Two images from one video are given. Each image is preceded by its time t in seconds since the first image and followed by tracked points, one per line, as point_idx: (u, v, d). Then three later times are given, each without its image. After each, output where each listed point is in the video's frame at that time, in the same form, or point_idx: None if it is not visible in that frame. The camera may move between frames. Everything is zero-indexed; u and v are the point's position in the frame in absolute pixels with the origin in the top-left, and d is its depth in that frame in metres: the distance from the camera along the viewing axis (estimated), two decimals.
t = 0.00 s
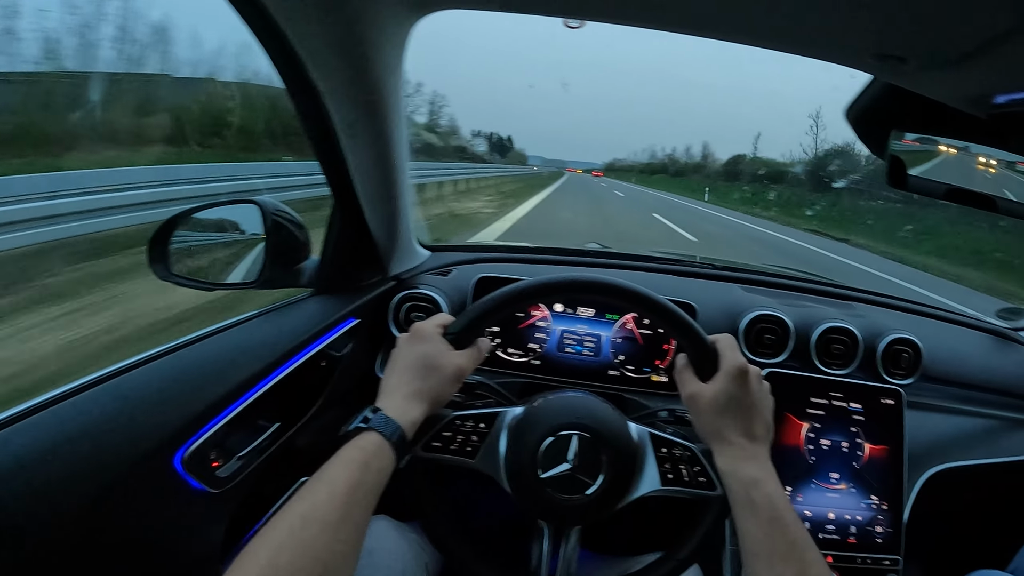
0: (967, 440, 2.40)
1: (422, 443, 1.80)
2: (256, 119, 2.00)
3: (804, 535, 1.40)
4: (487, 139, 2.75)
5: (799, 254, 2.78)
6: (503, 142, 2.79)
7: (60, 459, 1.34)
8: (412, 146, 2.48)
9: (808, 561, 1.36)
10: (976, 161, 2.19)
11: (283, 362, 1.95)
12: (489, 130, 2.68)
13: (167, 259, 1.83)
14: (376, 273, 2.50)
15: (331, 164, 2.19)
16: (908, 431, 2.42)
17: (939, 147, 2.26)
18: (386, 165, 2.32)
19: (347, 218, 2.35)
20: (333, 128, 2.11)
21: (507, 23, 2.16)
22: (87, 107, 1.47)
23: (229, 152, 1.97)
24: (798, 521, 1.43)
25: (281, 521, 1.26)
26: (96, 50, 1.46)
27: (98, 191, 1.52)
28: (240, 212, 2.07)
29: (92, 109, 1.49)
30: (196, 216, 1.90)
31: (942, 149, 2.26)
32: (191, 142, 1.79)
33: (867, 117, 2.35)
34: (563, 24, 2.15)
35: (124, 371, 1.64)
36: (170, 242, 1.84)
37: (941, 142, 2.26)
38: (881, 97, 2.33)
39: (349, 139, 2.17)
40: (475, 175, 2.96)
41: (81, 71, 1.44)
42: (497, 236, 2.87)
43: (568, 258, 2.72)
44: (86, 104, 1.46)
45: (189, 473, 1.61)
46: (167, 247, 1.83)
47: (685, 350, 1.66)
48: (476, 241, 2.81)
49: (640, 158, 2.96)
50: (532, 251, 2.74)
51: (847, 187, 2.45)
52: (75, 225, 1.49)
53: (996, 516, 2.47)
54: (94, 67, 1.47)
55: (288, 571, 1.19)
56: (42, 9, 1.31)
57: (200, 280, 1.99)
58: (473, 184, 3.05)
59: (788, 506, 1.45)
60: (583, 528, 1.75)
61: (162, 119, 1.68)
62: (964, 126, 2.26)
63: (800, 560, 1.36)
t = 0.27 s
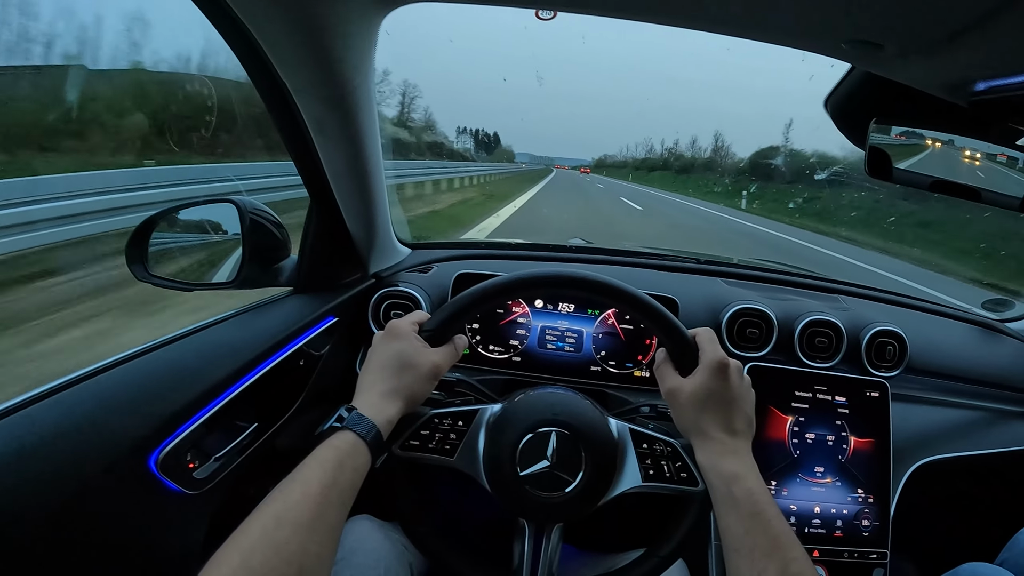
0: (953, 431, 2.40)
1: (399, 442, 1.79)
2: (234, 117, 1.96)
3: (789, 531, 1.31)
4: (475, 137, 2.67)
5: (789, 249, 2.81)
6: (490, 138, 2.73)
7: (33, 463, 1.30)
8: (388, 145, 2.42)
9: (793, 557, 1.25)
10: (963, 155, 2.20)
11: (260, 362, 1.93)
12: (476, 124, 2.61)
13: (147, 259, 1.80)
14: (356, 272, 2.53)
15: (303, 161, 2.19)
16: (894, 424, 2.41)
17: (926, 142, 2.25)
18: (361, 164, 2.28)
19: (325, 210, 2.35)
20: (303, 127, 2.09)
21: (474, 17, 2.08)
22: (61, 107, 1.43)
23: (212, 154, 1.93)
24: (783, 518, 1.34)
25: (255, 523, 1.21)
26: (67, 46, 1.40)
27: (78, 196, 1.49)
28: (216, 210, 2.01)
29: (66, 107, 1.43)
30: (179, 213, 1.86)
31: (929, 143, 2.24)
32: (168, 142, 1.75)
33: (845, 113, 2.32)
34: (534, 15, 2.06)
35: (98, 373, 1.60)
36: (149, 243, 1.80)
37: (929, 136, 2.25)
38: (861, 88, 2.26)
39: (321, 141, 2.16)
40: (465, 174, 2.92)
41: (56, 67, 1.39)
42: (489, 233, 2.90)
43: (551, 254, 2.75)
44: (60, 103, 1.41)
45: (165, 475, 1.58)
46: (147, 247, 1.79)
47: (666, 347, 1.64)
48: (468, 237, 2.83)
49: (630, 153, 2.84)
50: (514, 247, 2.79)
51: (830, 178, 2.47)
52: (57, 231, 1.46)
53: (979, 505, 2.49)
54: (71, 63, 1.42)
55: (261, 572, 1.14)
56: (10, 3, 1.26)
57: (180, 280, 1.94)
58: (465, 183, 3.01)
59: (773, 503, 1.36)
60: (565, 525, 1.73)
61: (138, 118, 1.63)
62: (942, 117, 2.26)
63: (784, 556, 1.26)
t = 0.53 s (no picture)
0: (943, 425, 2.40)
1: (386, 441, 1.79)
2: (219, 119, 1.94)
3: (777, 530, 1.28)
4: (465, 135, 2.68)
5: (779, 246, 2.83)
6: (479, 135, 2.73)
7: (19, 464, 1.29)
8: (375, 144, 2.41)
9: (782, 557, 1.24)
10: (953, 148, 2.23)
11: (248, 362, 1.92)
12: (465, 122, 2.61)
13: (134, 261, 1.77)
14: (344, 271, 2.53)
15: (288, 159, 2.17)
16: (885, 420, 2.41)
17: (917, 137, 2.32)
18: (347, 164, 2.27)
19: (310, 211, 2.35)
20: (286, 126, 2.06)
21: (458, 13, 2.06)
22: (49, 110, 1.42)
23: (199, 154, 1.91)
24: (772, 516, 1.30)
25: (239, 523, 1.18)
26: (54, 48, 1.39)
27: (63, 202, 1.48)
28: (205, 211, 1.99)
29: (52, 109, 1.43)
30: (168, 213, 1.85)
31: (921, 138, 2.31)
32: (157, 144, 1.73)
33: (831, 107, 2.33)
34: (517, 12, 2.05)
35: (83, 377, 1.58)
36: (137, 245, 1.77)
37: (920, 132, 2.31)
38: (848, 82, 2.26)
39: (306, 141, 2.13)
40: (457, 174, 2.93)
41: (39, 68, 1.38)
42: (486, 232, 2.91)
43: (541, 253, 2.77)
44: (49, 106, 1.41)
45: (152, 477, 1.56)
46: (134, 249, 1.76)
47: (653, 344, 1.60)
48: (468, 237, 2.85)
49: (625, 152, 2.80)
50: (502, 245, 2.80)
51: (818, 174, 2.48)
52: (46, 239, 1.45)
53: (970, 498, 2.50)
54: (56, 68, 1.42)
55: (247, 572, 1.11)
56: None
57: (167, 283, 1.92)
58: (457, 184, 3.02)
59: (762, 502, 1.33)
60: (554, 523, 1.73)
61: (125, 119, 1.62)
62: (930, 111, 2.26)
63: (772, 556, 1.23)
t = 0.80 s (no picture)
0: (937, 422, 2.41)
1: (380, 441, 1.78)
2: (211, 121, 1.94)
3: (770, 528, 1.26)
4: (458, 135, 2.70)
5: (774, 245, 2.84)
6: (473, 135, 2.74)
7: (12, 466, 1.28)
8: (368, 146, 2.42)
9: (774, 555, 1.22)
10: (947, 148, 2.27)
11: (241, 364, 1.92)
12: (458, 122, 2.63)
13: (128, 263, 1.77)
14: (337, 273, 2.53)
15: (280, 162, 2.16)
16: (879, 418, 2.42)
17: (913, 137, 2.32)
18: (338, 166, 2.28)
19: (305, 212, 2.34)
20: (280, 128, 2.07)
21: (447, 15, 2.08)
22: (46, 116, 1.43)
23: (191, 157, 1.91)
24: (764, 515, 1.29)
25: (231, 525, 1.17)
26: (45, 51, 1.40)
27: (55, 206, 1.47)
28: (198, 214, 2.00)
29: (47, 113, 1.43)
30: (162, 217, 1.85)
31: (915, 138, 2.32)
32: (150, 147, 1.74)
33: (820, 105, 2.35)
34: (506, 14, 2.07)
35: (76, 380, 1.57)
36: (131, 247, 1.77)
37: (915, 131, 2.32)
38: (836, 83, 2.26)
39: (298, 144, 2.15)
40: (452, 174, 2.93)
41: (32, 72, 1.38)
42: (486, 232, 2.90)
43: (534, 253, 2.78)
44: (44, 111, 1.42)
45: (146, 480, 1.56)
46: (128, 251, 1.76)
47: (645, 343, 1.59)
48: (468, 237, 2.85)
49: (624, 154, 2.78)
50: (496, 246, 2.82)
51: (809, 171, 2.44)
52: (35, 244, 1.43)
53: (964, 495, 2.52)
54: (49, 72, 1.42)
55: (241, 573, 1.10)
56: None
57: (162, 285, 1.92)
58: (452, 184, 3.02)
59: (754, 502, 1.32)
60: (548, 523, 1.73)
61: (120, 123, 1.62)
62: (919, 110, 2.28)
63: (765, 555, 1.21)
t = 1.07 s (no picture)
0: (937, 418, 2.40)
1: (376, 439, 1.77)
2: (204, 117, 1.91)
3: (769, 525, 1.25)
4: (454, 132, 2.68)
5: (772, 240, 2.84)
6: (469, 132, 2.73)
7: (2, 466, 1.26)
8: (364, 143, 2.42)
9: (774, 554, 1.20)
10: (944, 146, 2.29)
11: (236, 362, 1.90)
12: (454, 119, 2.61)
13: (122, 261, 1.75)
14: (332, 270, 2.50)
15: (272, 157, 2.13)
16: (879, 414, 2.41)
17: (909, 134, 2.33)
18: (332, 161, 2.26)
19: (298, 209, 2.31)
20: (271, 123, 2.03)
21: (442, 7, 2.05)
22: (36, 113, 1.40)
23: (185, 154, 1.89)
24: (763, 513, 1.28)
25: (224, 526, 1.14)
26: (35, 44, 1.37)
27: (50, 206, 1.46)
28: (193, 211, 1.98)
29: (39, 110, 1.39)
30: (155, 215, 1.84)
31: (911, 135, 2.32)
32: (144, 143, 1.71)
33: (819, 99, 2.32)
34: (502, 5, 2.04)
35: (67, 379, 1.55)
36: (124, 246, 1.75)
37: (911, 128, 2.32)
38: (836, 76, 2.24)
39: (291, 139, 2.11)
40: (443, 172, 2.97)
41: (23, 67, 1.35)
42: (488, 229, 2.91)
43: (531, 249, 2.75)
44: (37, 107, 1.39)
45: (139, 479, 1.54)
46: (122, 249, 1.74)
47: (643, 339, 1.57)
48: (468, 236, 2.83)
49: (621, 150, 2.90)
50: (493, 242, 2.79)
51: (808, 167, 2.45)
52: (30, 245, 1.43)
53: (963, 490, 2.51)
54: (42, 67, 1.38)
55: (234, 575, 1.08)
56: None
57: (157, 284, 1.91)
58: (440, 182, 3.07)
59: (753, 499, 1.30)
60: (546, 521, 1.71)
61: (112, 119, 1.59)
62: (919, 103, 2.26)
63: (764, 553, 1.20)
